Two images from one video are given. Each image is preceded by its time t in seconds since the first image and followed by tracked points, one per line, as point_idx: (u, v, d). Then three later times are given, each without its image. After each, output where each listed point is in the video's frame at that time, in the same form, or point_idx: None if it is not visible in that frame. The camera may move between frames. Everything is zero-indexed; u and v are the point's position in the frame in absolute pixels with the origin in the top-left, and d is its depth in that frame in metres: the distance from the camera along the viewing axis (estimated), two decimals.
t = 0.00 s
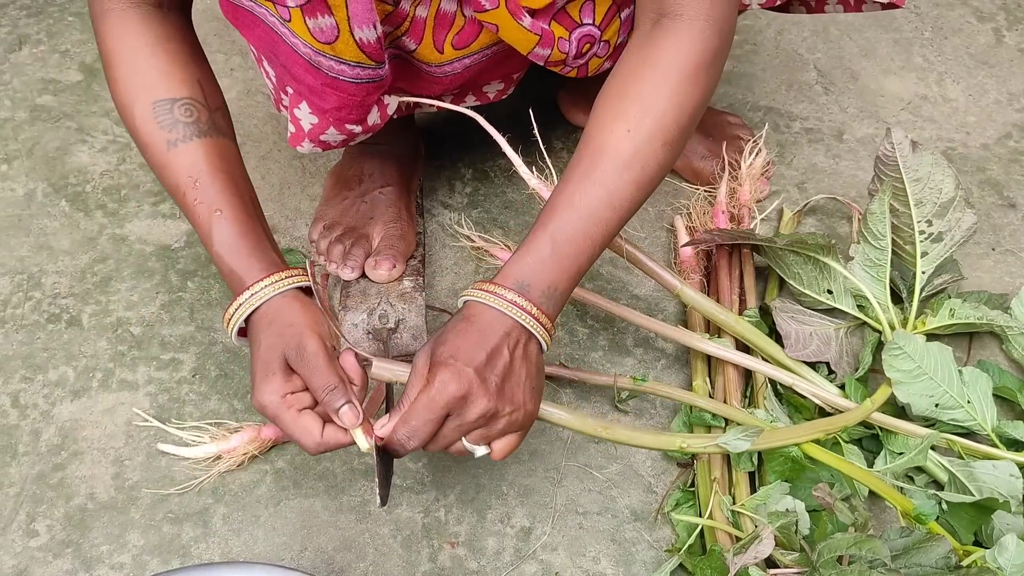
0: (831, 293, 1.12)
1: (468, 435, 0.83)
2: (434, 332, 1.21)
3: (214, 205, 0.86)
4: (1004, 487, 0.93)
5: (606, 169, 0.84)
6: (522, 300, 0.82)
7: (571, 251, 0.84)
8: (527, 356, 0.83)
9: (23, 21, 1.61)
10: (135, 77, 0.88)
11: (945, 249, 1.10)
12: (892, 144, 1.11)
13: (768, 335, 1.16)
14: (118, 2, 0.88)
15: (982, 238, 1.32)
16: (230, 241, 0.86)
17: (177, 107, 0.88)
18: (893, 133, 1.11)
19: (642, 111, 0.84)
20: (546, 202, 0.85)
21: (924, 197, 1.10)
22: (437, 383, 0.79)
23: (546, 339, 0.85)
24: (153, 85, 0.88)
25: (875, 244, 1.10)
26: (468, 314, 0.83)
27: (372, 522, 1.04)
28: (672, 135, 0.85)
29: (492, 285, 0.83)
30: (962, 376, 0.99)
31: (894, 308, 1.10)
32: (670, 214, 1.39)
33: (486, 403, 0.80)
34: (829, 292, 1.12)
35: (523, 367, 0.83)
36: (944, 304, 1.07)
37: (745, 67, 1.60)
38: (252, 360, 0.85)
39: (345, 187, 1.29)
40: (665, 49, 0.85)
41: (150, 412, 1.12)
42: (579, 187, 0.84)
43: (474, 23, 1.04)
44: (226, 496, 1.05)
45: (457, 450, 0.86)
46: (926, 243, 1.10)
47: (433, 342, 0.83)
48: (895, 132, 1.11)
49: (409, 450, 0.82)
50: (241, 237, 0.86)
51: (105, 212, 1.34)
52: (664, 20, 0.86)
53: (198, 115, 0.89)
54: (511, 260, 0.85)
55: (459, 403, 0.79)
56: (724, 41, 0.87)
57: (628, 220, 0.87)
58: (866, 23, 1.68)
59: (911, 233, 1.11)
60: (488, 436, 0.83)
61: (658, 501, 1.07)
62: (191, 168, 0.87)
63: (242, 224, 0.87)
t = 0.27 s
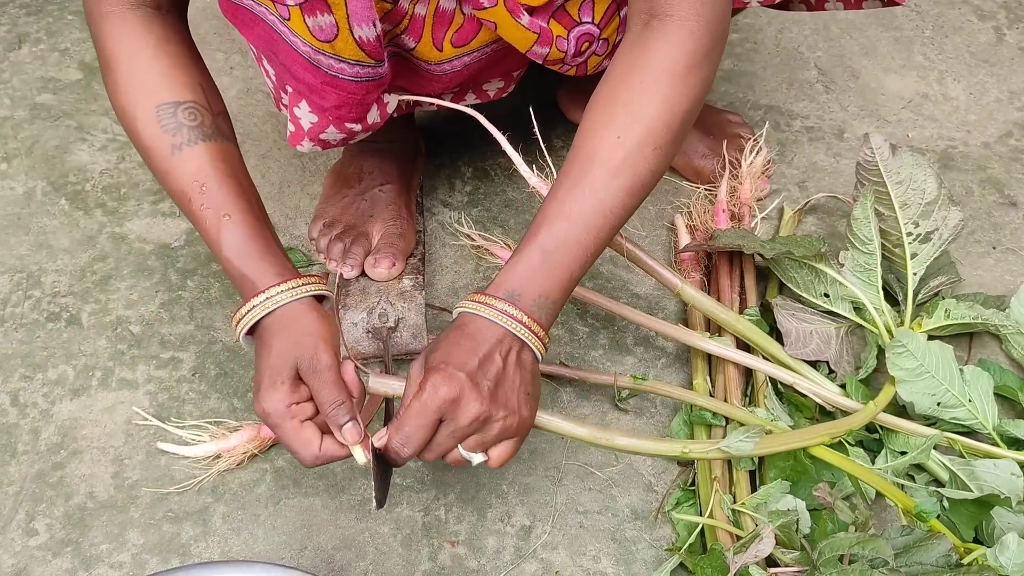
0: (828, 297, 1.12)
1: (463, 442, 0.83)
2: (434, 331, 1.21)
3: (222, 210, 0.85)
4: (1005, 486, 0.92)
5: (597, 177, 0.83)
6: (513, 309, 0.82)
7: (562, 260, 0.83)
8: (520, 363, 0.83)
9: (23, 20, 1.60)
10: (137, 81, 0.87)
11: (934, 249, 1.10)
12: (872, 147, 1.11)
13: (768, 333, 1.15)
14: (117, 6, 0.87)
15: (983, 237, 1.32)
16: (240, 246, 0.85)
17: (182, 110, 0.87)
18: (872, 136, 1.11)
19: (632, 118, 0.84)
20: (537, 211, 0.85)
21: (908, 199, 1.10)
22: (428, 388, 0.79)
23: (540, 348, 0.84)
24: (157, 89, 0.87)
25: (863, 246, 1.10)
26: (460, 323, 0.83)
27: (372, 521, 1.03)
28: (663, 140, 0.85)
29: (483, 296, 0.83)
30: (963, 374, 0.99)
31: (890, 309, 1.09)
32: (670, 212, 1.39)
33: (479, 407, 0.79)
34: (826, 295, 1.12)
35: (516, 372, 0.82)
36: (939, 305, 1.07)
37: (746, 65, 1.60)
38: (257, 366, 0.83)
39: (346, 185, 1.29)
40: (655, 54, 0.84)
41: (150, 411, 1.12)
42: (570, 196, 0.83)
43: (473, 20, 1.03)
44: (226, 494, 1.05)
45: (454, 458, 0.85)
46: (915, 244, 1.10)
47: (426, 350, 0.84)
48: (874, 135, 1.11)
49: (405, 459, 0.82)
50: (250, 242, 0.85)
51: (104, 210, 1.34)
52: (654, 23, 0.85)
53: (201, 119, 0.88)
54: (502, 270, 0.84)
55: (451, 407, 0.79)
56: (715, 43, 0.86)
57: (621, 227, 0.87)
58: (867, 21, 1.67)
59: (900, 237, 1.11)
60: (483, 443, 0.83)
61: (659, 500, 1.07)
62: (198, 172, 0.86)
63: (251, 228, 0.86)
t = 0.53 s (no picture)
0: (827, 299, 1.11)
1: (454, 426, 0.82)
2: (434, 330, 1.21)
3: (234, 270, 0.79)
4: (1006, 485, 0.92)
5: (577, 164, 0.83)
6: (493, 297, 0.82)
7: (544, 248, 0.83)
8: (504, 348, 0.83)
9: (22, 19, 1.60)
10: (152, 118, 0.82)
11: (933, 257, 1.09)
12: (875, 155, 1.09)
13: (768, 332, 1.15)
14: (144, 29, 0.83)
15: (984, 236, 1.32)
16: (248, 309, 0.79)
17: (201, 154, 0.82)
18: (877, 144, 1.09)
19: (613, 103, 0.83)
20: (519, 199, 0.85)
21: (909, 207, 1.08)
22: (414, 371, 0.79)
23: (523, 335, 0.85)
24: (176, 128, 0.82)
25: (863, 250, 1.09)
26: (443, 312, 0.84)
27: (372, 521, 1.03)
28: (645, 125, 0.84)
29: (466, 285, 0.84)
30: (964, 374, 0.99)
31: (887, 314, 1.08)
32: (671, 211, 1.39)
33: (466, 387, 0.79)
34: (824, 298, 1.11)
35: (500, 355, 0.82)
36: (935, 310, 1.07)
37: (746, 64, 1.59)
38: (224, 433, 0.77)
39: (346, 185, 1.29)
40: (636, 38, 0.84)
41: (150, 410, 1.12)
42: (551, 183, 0.83)
43: (481, 10, 1.03)
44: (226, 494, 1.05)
45: (447, 446, 0.85)
46: (914, 252, 1.09)
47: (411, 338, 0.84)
48: (878, 143, 1.09)
49: (400, 450, 0.81)
50: (258, 305, 0.79)
51: (103, 210, 1.33)
52: (635, 8, 0.85)
53: (221, 165, 0.83)
54: (484, 259, 0.85)
55: (438, 389, 0.79)
56: (697, 26, 0.85)
57: (604, 214, 0.86)
58: (867, 20, 1.67)
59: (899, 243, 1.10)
60: (474, 425, 0.82)
61: (659, 499, 1.06)
62: (211, 226, 0.80)
63: (263, 290, 0.80)
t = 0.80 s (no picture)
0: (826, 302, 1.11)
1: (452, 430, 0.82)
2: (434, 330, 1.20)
3: (142, 208, 0.80)
4: (1006, 485, 0.92)
5: (589, 162, 0.82)
6: (505, 295, 0.80)
7: (556, 246, 0.82)
8: (511, 352, 0.81)
9: (21, 18, 1.60)
10: (96, 57, 0.83)
11: (925, 253, 1.10)
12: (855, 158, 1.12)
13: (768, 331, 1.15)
14: None
15: (985, 235, 1.32)
16: (143, 247, 0.79)
17: (135, 99, 0.83)
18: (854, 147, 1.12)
19: (626, 101, 0.83)
20: (530, 197, 0.84)
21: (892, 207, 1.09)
22: (414, 381, 0.77)
23: (533, 336, 0.83)
24: (118, 68, 0.83)
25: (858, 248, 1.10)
26: (450, 310, 0.81)
27: (371, 520, 1.03)
28: (657, 126, 0.84)
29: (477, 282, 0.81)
30: (964, 372, 0.99)
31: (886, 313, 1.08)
32: (670, 211, 1.38)
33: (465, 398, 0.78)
34: (824, 299, 1.11)
35: (506, 360, 0.81)
36: (935, 309, 1.06)
37: (746, 63, 1.59)
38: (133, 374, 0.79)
39: (344, 185, 1.29)
40: (648, 39, 0.84)
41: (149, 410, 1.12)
42: (562, 181, 0.82)
43: (473, 6, 1.03)
44: (225, 493, 1.05)
45: (444, 442, 0.84)
46: (908, 249, 1.10)
47: (411, 333, 0.81)
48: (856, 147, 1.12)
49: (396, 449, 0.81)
50: (157, 245, 0.80)
51: (102, 209, 1.33)
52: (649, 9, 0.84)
53: (152, 112, 0.83)
54: (495, 256, 0.83)
55: (437, 401, 0.77)
56: (711, 28, 0.85)
57: (614, 214, 0.85)
58: (867, 19, 1.67)
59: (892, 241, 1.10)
60: (472, 430, 0.82)
61: (659, 499, 1.06)
62: (131, 166, 0.81)
63: (165, 232, 0.80)
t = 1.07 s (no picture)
0: (852, 305, 1.10)
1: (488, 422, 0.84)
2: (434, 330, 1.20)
3: (218, 177, 0.86)
4: (1006, 485, 0.92)
5: (626, 149, 0.83)
6: (544, 283, 0.81)
7: (593, 233, 0.83)
8: (549, 343, 0.83)
9: (21, 18, 1.60)
10: (133, 55, 0.87)
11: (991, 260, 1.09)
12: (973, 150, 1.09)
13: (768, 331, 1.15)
14: None
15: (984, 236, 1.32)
16: (231, 214, 0.86)
17: (179, 83, 0.88)
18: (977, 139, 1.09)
19: (661, 87, 0.83)
20: (566, 183, 0.85)
21: (972, 208, 1.09)
22: (455, 373, 0.79)
23: (569, 324, 0.84)
24: (155, 61, 0.88)
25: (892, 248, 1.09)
26: (489, 299, 0.83)
27: (371, 521, 1.03)
28: (691, 111, 0.85)
29: (514, 270, 0.83)
30: (965, 372, 0.99)
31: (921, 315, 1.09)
32: (670, 211, 1.38)
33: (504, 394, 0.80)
34: (850, 303, 1.10)
35: (546, 351, 0.82)
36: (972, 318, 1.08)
37: (746, 64, 1.59)
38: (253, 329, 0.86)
39: (344, 185, 1.29)
40: (682, 25, 0.84)
41: (149, 410, 1.12)
42: (599, 168, 0.83)
43: (475, 11, 1.02)
44: (224, 494, 1.05)
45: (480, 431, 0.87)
46: (972, 254, 1.10)
47: (451, 322, 0.84)
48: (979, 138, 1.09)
49: (429, 436, 0.84)
50: (241, 209, 0.87)
51: (102, 209, 1.33)
52: None
53: (199, 91, 0.89)
54: (532, 243, 0.84)
55: (477, 394, 0.79)
56: (743, 14, 0.86)
57: (649, 200, 0.87)
58: (867, 19, 1.67)
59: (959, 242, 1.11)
60: (507, 422, 0.84)
61: (658, 499, 1.06)
62: (196, 143, 0.87)
63: (243, 196, 0.87)
